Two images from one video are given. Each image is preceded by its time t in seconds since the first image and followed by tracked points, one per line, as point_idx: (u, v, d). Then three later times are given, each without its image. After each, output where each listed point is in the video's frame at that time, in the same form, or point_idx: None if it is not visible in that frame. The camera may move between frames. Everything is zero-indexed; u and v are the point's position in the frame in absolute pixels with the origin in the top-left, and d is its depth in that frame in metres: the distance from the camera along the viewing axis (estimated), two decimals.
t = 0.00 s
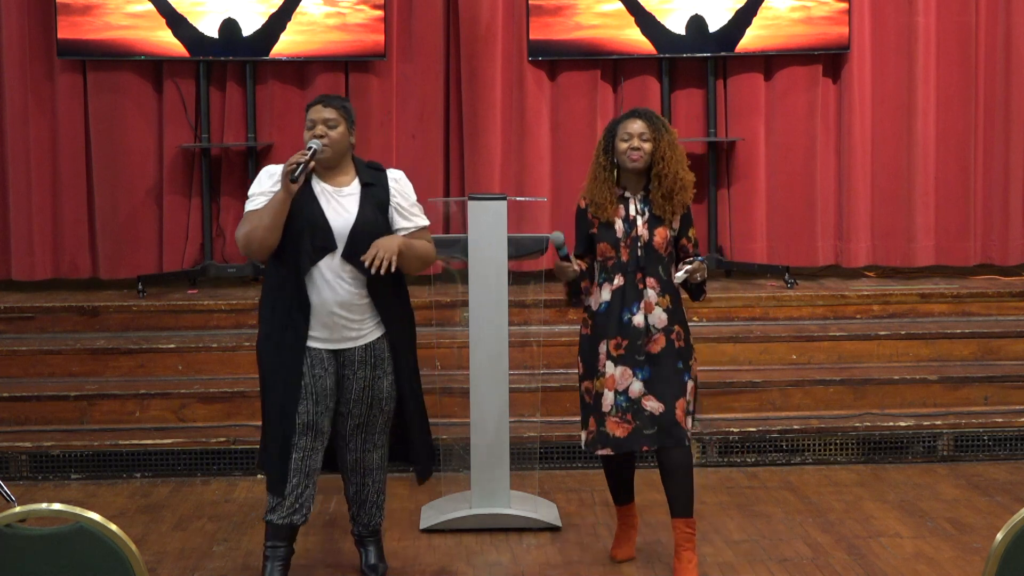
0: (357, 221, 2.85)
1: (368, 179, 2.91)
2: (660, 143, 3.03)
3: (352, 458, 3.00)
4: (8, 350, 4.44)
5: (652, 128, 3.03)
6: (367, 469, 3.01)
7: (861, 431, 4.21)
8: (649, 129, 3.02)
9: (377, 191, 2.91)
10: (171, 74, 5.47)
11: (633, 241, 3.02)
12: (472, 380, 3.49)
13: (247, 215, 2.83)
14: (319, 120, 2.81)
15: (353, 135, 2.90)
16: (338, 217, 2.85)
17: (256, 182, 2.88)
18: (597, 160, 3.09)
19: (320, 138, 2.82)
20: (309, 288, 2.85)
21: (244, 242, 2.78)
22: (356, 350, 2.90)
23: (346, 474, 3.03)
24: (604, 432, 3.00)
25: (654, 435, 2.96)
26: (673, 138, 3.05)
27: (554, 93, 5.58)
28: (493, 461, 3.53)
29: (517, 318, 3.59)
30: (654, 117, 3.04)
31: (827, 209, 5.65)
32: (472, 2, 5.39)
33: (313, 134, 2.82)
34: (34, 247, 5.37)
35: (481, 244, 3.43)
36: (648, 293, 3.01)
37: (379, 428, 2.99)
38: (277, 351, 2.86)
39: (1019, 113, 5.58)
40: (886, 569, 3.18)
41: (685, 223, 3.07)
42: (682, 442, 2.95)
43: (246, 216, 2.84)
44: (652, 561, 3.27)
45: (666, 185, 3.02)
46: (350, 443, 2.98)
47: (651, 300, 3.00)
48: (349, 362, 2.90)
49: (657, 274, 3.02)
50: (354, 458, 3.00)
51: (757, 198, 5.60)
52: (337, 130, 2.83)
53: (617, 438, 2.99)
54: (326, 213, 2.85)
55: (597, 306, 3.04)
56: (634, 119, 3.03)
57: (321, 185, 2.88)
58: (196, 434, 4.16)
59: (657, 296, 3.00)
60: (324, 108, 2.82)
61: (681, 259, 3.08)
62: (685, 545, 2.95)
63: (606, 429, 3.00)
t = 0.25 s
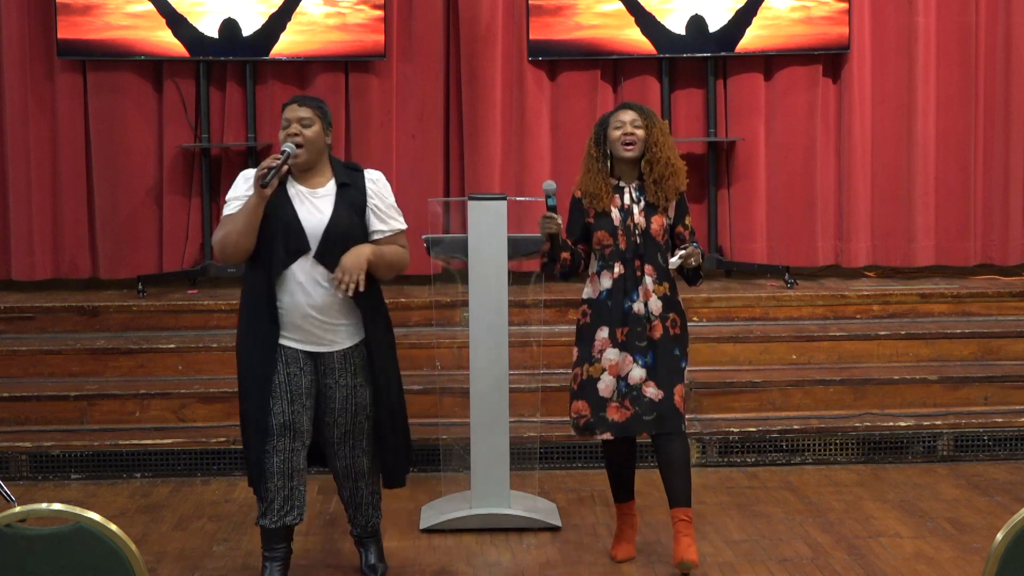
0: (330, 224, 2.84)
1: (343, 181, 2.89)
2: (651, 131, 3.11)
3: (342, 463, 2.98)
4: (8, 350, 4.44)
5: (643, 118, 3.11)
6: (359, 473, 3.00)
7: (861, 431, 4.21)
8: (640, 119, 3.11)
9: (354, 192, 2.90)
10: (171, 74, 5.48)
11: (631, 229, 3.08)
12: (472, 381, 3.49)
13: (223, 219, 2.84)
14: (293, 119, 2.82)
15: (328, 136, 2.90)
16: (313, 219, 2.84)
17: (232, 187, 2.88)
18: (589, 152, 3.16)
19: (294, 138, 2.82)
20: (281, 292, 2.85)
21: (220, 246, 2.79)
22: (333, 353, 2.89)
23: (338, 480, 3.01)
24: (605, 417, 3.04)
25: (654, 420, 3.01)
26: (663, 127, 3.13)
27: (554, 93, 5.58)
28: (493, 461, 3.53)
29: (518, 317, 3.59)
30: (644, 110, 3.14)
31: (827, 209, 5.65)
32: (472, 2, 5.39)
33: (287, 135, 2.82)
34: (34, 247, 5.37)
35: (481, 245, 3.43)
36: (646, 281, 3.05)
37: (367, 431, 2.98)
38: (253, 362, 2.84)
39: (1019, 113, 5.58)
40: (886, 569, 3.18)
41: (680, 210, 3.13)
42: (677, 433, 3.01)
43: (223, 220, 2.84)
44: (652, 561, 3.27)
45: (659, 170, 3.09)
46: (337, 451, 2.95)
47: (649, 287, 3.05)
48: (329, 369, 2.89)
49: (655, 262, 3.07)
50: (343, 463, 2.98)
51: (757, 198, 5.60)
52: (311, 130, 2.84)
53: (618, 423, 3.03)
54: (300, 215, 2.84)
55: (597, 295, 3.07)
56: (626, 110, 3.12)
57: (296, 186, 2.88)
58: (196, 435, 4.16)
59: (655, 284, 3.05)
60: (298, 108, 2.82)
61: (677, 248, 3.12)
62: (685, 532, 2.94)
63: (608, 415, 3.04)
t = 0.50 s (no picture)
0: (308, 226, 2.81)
1: (321, 180, 2.86)
2: (649, 133, 3.14)
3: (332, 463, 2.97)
4: (8, 350, 4.44)
5: (640, 120, 3.14)
6: (350, 472, 2.98)
7: (861, 431, 4.21)
8: (637, 120, 3.14)
9: (332, 191, 2.86)
10: (171, 74, 5.48)
11: (631, 232, 3.09)
12: (472, 383, 3.49)
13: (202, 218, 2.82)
14: (273, 119, 2.79)
15: (309, 136, 2.87)
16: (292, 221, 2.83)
17: (214, 190, 2.87)
18: (586, 155, 3.18)
19: (273, 138, 2.79)
20: (264, 295, 2.83)
21: (198, 247, 2.76)
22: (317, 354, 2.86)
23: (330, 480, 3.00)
24: (614, 419, 3.09)
25: (652, 421, 3.02)
26: (660, 129, 3.16)
27: (554, 93, 5.58)
28: (493, 461, 3.53)
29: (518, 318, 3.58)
30: (641, 112, 3.16)
31: (826, 208, 5.65)
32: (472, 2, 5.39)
33: (266, 134, 2.80)
34: (34, 246, 5.37)
35: (481, 245, 3.43)
36: (646, 282, 3.07)
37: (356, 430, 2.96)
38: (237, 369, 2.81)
39: (1019, 113, 5.58)
40: (886, 569, 3.18)
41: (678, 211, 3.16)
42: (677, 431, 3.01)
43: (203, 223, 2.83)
44: (652, 560, 3.27)
45: (659, 172, 3.11)
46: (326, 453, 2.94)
47: (649, 288, 3.07)
48: (314, 373, 2.87)
49: (655, 262, 3.09)
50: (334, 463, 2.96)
51: (757, 198, 5.60)
52: (291, 130, 2.81)
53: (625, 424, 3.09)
54: (278, 218, 2.82)
55: (596, 299, 3.09)
56: (623, 112, 3.14)
57: (276, 187, 2.86)
58: (196, 435, 4.16)
59: (655, 285, 3.07)
60: (278, 108, 2.80)
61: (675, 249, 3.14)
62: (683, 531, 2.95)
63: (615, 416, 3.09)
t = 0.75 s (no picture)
0: (292, 226, 2.78)
1: (304, 179, 2.83)
2: (648, 130, 3.15)
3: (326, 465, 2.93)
4: (8, 350, 4.44)
5: (639, 117, 3.15)
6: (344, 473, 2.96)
7: (861, 431, 4.21)
8: (636, 118, 3.14)
9: (315, 189, 2.83)
10: (171, 74, 5.48)
11: (631, 229, 3.10)
12: (472, 382, 3.49)
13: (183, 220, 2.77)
14: (256, 118, 2.75)
15: (291, 135, 2.84)
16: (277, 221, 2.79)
17: (195, 191, 2.82)
18: (585, 152, 3.19)
19: (256, 136, 2.75)
20: (253, 296, 2.80)
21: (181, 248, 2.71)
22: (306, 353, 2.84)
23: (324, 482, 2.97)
24: (622, 415, 3.09)
25: (659, 417, 3.04)
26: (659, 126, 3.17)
27: (554, 93, 5.58)
28: (493, 461, 3.53)
29: (517, 317, 3.59)
30: (639, 110, 3.18)
31: (826, 208, 5.65)
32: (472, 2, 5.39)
33: (249, 133, 2.75)
34: (34, 246, 5.37)
35: (481, 245, 3.43)
36: (647, 279, 3.09)
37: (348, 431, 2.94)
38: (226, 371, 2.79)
39: (1019, 112, 5.57)
40: (886, 569, 3.18)
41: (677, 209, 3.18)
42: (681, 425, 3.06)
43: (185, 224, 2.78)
44: (652, 561, 3.27)
45: (657, 168, 3.12)
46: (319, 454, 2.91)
47: (651, 285, 3.08)
48: (303, 372, 2.85)
49: (655, 259, 3.11)
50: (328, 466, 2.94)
51: (758, 198, 5.60)
52: (274, 129, 2.77)
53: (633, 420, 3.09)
54: (261, 218, 2.78)
55: (598, 295, 3.10)
56: (622, 109, 3.15)
57: (257, 187, 2.81)
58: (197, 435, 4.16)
59: (656, 281, 3.09)
60: (262, 106, 2.76)
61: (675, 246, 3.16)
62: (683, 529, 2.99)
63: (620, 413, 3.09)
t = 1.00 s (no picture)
0: (287, 218, 2.75)
1: (293, 172, 2.81)
2: (652, 134, 3.18)
3: (322, 463, 2.85)
4: (8, 350, 4.44)
5: (643, 121, 3.18)
6: (341, 472, 2.87)
7: (860, 431, 4.21)
8: (640, 122, 3.17)
9: (305, 182, 2.82)
10: (171, 74, 5.48)
11: (631, 232, 3.15)
12: (472, 382, 3.49)
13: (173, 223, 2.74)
14: (241, 114, 2.72)
15: (276, 131, 2.82)
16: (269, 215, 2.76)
17: (180, 191, 2.78)
18: (588, 154, 3.22)
19: (242, 132, 2.73)
20: (245, 294, 2.77)
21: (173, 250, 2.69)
22: (299, 349, 2.80)
23: (321, 483, 2.89)
24: (631, 417, 3.13)
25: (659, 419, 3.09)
26: (662, 130, 3.20)
27: (554, 93, 5.58)
28: (493, 461, 3.53)
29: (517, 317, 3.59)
30: (645, 115, 3.20)
31: (826, 208, 5.65)
32: (472, 1, 5.39)
33: (234, 129, 2.73)
34: (34, 246, 5.37)
35: (481, 244, 3.43)
36: (646, 282, 3.13)
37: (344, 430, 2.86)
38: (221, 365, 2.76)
39: (1019, 112, 5.57)
40: (886, 569, 3.18)
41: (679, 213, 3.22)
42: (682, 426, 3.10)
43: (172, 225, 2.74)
44: (651, 561, 3.27)
45: (659, 173, 3.16)
46: (315, 448, 2.84)
47: (649, 288, 3.12)
48: (295, 361, 2.80)
49: (655, 262, 3.15)
50: (324, 464, 2.85)
51: (758, 198, 5.60)
52: (259, 125, 2.74)
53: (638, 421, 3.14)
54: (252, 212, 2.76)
55: (598, 299, 3.15)
56: (626, 113, 3.18)
57: (244, 184, 2.79)
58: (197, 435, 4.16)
59: (656, 284, 3.13)
60: (246, 102, 2.73)
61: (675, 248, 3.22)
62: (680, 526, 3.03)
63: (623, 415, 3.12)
